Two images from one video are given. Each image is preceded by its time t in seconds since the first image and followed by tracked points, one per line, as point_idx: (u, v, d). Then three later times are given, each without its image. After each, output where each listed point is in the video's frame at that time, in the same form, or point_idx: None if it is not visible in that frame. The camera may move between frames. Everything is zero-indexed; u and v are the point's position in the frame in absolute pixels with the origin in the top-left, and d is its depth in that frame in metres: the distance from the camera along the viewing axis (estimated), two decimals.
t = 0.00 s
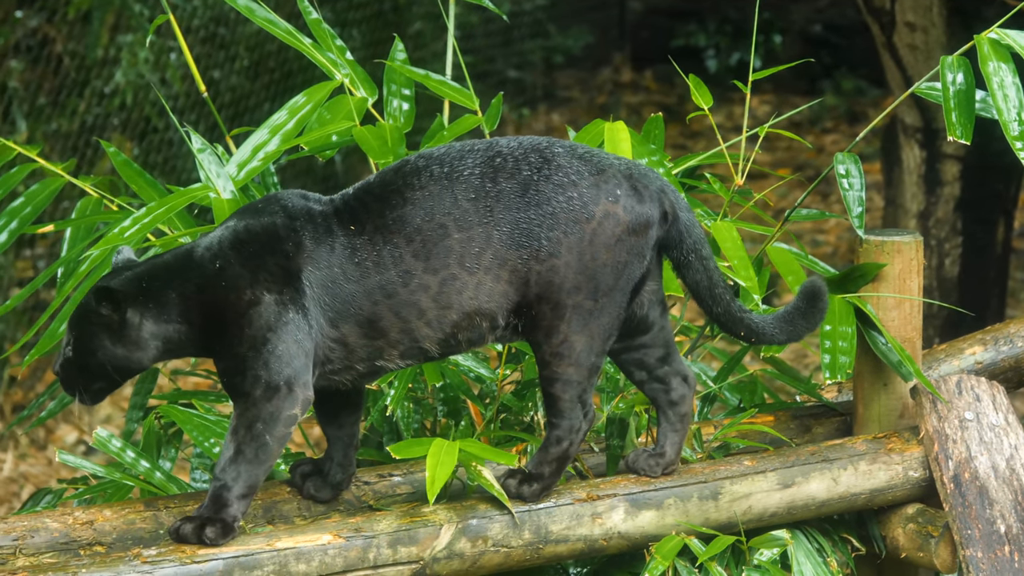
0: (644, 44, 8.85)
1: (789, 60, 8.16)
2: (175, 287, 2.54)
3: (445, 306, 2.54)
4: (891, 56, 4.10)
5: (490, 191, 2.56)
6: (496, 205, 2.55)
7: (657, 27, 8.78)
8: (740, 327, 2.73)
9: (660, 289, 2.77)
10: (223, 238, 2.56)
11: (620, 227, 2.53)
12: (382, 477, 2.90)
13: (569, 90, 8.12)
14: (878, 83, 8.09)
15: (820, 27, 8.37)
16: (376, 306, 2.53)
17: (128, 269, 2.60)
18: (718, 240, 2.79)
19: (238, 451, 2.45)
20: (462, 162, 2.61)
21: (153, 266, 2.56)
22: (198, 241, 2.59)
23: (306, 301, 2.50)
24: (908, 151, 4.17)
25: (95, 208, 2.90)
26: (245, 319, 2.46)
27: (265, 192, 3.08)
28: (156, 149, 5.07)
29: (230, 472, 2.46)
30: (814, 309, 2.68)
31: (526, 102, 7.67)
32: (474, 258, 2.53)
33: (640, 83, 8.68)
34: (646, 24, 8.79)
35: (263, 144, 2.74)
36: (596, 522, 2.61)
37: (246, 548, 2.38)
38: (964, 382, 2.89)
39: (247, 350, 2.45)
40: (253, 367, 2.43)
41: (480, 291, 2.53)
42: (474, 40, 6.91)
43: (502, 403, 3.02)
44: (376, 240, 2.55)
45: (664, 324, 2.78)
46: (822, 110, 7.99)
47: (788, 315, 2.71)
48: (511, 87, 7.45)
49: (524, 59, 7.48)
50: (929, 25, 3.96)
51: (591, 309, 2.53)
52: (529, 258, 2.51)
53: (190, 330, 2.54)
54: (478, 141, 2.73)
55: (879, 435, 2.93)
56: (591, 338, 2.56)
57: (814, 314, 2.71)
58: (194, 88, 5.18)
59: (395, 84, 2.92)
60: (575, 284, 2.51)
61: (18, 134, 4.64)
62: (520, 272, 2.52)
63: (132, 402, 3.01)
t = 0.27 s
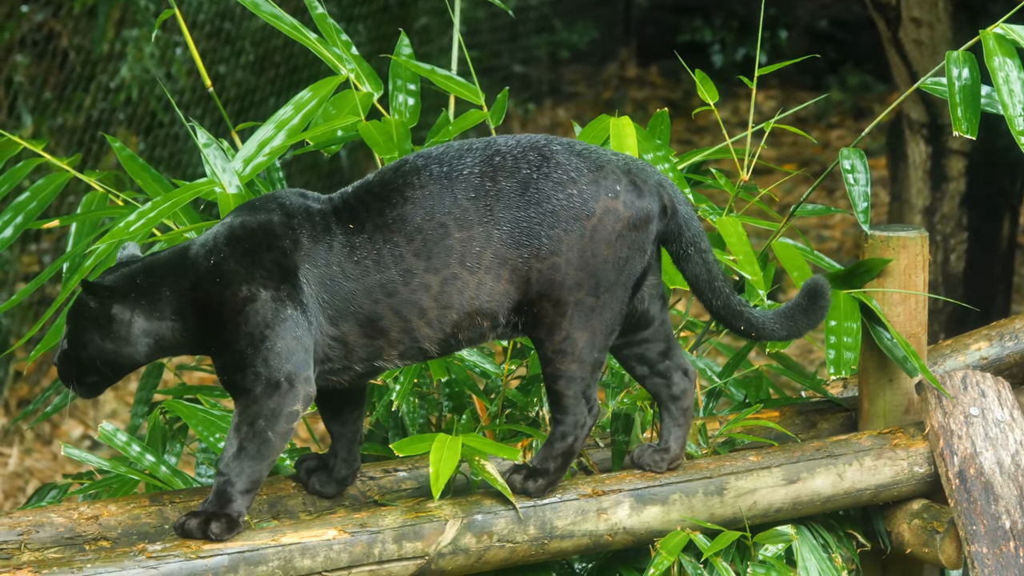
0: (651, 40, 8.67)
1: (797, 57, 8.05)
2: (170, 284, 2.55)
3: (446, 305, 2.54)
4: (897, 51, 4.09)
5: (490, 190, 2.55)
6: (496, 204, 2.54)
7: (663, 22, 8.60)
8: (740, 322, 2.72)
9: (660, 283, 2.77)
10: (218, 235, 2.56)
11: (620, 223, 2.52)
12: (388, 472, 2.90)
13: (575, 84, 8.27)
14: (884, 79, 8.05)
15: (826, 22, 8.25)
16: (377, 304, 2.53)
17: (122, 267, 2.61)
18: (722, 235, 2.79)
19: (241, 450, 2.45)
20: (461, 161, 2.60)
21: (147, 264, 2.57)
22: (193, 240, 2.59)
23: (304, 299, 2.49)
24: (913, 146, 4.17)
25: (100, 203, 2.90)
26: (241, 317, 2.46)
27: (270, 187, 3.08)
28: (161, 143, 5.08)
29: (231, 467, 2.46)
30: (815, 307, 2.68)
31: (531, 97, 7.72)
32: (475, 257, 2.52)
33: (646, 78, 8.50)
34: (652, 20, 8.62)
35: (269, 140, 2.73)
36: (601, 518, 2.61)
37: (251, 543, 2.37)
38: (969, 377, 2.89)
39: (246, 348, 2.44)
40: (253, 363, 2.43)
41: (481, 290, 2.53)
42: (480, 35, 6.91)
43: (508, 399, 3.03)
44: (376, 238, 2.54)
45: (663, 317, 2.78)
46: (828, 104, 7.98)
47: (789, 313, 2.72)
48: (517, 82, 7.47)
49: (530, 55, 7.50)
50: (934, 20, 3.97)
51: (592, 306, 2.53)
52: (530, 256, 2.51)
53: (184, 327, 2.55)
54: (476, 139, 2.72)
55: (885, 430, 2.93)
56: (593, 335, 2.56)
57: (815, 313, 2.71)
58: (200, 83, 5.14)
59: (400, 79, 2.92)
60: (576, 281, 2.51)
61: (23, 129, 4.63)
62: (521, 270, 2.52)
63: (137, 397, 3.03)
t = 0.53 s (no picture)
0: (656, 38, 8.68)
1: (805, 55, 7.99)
2: (168, 284, 2.54)
3: (448, 305, 2.54)
4: (903, 48, 4.10)
5: (492, 190, 2.55)
6: (498, 204, 2.54)
7: (669, 19, 8.60)
8: (741, 318, 2.71)
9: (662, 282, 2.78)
10: (216, 235, 2.56)
11: (622, 221, 2.52)
12: (394, 469, 2.90)
13: (581, 82, 8.17)
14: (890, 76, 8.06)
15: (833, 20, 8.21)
16: (379, 304, 2.53)
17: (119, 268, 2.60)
18: (729, 233, 2.79)
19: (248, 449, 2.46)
20: (462, 162, 2.60)
21: (145, 265, 2.57)
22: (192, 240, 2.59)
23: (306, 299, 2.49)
24: (919, 145, 4.19)
25: (107, 201, 2.89)
26: (241, 316, 2.45)
27: (277, 184, 3.07)
28: (167, 141, 5.02)
29: (235, 467, 2.47)
30: (818, 306, 2.68)
31: (537, 94, 7.76)
32: (477, 257, 2.52)
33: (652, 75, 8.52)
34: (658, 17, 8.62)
35: (275, 137, 2.73)
36: (607, 515, 2.61)
37: (258, 541, 2.37)
38: (976, 375, 2.89)
39: (247, 347, 2.44)
40: (255, 362, 2.43)
41: (484, 290, 2.53)
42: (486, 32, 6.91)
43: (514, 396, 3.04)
44: (378, 238, 2.54)
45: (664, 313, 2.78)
46: (834, 101, 7.94)
47: (790, 312, 2.71)
48: (523, 80, 7.57)
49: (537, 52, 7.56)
50: (940, 18, 3.96)
51: (595, 304, 2.53)
52: (533, 256, 2.51)
53: (181, 328, 2.55)
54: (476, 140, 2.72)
55: (891, 428, 2.92)
56: (596, 333, 2.56)
57: (817, 310, 2.71)
58: (207, 79, 5.11)
59: (406, 76, 2.92)
60: (579, 280, 2.51)
61: (30, 125, 4.64)
62: (523, 270, 2.52)
63: (143, 394, 3.04)
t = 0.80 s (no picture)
0: (666, 35, 8.53)
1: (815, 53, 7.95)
2: (169, 285, 2.55)
3: (455, 306, 2.52)
4: (913, 46, 4.10)
5: (497, 190, 2.54)
6: (503, 204, 2.53)
7: (678, 17, 8.46)
8: (745, 316, 2.72)
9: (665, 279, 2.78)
10: (217, 236, 2.55)
11: (627, 219, 2.51)
12: (403, 467, 2.90)
13: (591, 80, 8.19)
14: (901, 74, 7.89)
15: (843, 18, 8.14)
16: (385, 305, 2.51)
17: (121, 269, 2.61)
18: (739, 231, 2.79)
19: (256, 447, 2.46)
20: (466, 163, 2.58)
21: (146, 266, 2.58)
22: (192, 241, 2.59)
23: (310, 300, 2.48)
24: (929, 143, 4.21)
25: (117, 199, 2.89)
26: (243, 316, 2.45)
27: (288, 183, 3.07)
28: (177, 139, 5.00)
29: (243, 465, 2.48)
30: (822, 311, 2.67)
31: (546, 92, 7.78)
32: (483, 258, 2.51)
33: (662, 73, 8.34)
34: (668, 14, 8.49)
35: (285, 135, 2.72)
36: (617, 514, 2.61)
37: (268, 539, 2.37)
38: (985, 373, 2.89)
39: (251, 348, 2.44)
40: (260, 362, 2.43)
41: (491, 290, 2.51)
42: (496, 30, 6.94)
43: (524, 394, 3.04)
44: (383, 239, 2.52)
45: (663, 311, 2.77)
46: (844, 100, 7.79)
47: (794, 312, 2.70)
48: (533, 78, 7.60)
49: (546, 50, 7.61)
50: (952, 16, 3.95)
51: (602, 303, 2.52)
52: (539, 256, 2.49)
53: (183, 329, 2.55)
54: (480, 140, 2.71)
55: (901, 426, 2.92)
56: (603, 332, 2.55)
57: (822, 311, 2.70)
58: (217, 77, 5.10)
59: (416, 75, 2.93)
60: (585, 279, 2.50)
61: (40, 124, 4.58)
62: (529, 270, 2.51)
63: (153, 392, 3.04)
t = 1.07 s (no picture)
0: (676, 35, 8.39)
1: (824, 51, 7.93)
2: (170, 289, 2.55)
3: (460, 307, 2.52)
4: (922, 45, 4.10)
5: (501, 192, 2.53)
6: (508, 205, 2.52)
7: (687, 17, 8.34)
8: (747, 315, 2.71)
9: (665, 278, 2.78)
10: (218, 239, 2.55)
11: (632, 219, 2.51)
12: (413, 466, 2.90)
13: (600, 79, 8.12)
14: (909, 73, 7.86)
15: (852, 17, 8.14)
16: (390, 306, 2.50)
17: (124, 273, 2.61)
18: (747, 231, 2.79)
19: (264, 447, 2.46)
20: (470, 164, 2.57)
21: (148, 269, 2.57)
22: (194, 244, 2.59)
23: (315, 301, 2.47)
24: (939, 142, 4.23)
25: (126, 197, 2.90)
26: (247, 318, 2.44)
27: (297, 182, 3.06)
28: (186, 138, 5.04)
29: (252, 465, 2.48)
30: (824, 313, 2.67)
31: (556, 91, 7.91)
32: (488, 259, 2.50)
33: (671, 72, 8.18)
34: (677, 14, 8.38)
35: (294, 133, 2.75)
36: (626, 513, 2.61)
37: (277, 538, 2.37)
38: (994, 372, 2.88)
39: (255, 349, 2.43)
40: (265, 363, 2.43)
41: (498, 290, 2.51)
42: (505, 28, 7.10)
43: (533, 393, 3.04)
44: (388, 240, 2.51)
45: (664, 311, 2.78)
46: (853, 98, 7.78)
47: (796, 313, 2.69)
48: (542, 76, 7.69)
49: (556, 49, 7.68)
50: (960, 15, 3.97)
51: (607, 302, 2.52)
52: (544, 257, 2.49)
53: (185, 332, 2.54)
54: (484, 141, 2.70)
55: (909, 425, 2.92)
56: (610, 332, 2.55)
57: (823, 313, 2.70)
58: (226, 76, 5.10)
59: (425, 74, 2.93)
60: (590, 279, 2.50)
61: (49, 123, 4.56)
62: (535, 271, 2.50)
63: (162, 391, 3.04)
